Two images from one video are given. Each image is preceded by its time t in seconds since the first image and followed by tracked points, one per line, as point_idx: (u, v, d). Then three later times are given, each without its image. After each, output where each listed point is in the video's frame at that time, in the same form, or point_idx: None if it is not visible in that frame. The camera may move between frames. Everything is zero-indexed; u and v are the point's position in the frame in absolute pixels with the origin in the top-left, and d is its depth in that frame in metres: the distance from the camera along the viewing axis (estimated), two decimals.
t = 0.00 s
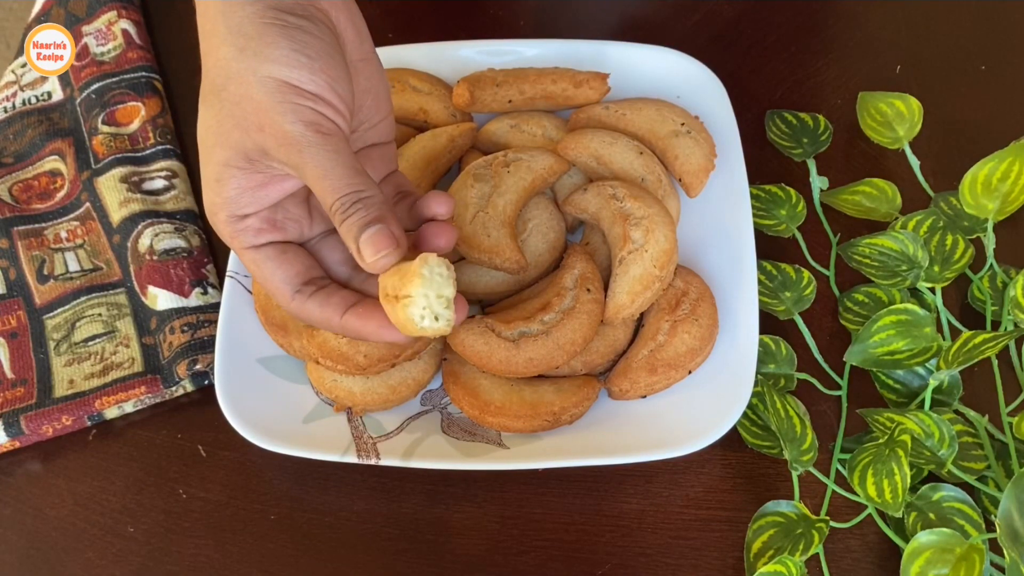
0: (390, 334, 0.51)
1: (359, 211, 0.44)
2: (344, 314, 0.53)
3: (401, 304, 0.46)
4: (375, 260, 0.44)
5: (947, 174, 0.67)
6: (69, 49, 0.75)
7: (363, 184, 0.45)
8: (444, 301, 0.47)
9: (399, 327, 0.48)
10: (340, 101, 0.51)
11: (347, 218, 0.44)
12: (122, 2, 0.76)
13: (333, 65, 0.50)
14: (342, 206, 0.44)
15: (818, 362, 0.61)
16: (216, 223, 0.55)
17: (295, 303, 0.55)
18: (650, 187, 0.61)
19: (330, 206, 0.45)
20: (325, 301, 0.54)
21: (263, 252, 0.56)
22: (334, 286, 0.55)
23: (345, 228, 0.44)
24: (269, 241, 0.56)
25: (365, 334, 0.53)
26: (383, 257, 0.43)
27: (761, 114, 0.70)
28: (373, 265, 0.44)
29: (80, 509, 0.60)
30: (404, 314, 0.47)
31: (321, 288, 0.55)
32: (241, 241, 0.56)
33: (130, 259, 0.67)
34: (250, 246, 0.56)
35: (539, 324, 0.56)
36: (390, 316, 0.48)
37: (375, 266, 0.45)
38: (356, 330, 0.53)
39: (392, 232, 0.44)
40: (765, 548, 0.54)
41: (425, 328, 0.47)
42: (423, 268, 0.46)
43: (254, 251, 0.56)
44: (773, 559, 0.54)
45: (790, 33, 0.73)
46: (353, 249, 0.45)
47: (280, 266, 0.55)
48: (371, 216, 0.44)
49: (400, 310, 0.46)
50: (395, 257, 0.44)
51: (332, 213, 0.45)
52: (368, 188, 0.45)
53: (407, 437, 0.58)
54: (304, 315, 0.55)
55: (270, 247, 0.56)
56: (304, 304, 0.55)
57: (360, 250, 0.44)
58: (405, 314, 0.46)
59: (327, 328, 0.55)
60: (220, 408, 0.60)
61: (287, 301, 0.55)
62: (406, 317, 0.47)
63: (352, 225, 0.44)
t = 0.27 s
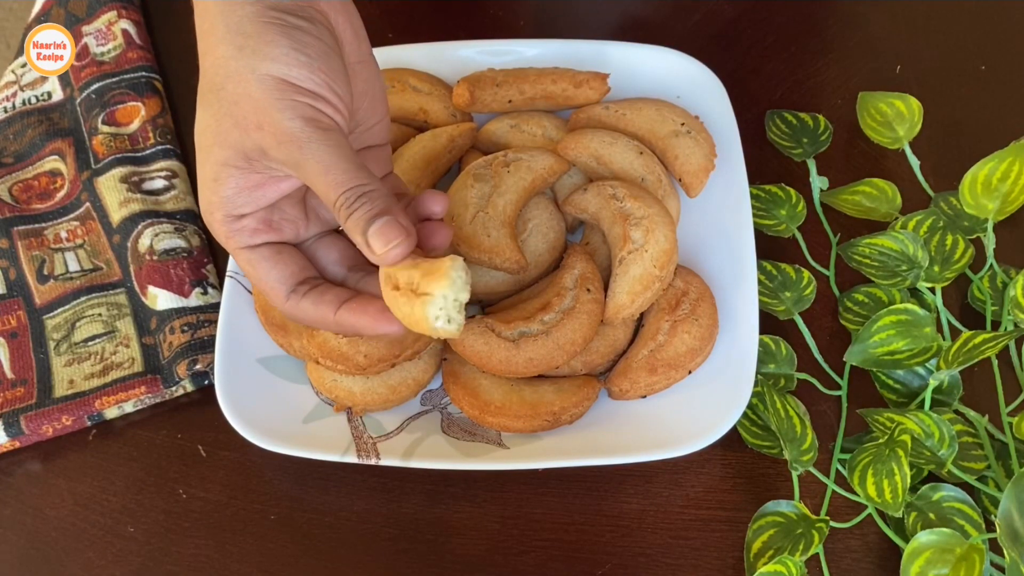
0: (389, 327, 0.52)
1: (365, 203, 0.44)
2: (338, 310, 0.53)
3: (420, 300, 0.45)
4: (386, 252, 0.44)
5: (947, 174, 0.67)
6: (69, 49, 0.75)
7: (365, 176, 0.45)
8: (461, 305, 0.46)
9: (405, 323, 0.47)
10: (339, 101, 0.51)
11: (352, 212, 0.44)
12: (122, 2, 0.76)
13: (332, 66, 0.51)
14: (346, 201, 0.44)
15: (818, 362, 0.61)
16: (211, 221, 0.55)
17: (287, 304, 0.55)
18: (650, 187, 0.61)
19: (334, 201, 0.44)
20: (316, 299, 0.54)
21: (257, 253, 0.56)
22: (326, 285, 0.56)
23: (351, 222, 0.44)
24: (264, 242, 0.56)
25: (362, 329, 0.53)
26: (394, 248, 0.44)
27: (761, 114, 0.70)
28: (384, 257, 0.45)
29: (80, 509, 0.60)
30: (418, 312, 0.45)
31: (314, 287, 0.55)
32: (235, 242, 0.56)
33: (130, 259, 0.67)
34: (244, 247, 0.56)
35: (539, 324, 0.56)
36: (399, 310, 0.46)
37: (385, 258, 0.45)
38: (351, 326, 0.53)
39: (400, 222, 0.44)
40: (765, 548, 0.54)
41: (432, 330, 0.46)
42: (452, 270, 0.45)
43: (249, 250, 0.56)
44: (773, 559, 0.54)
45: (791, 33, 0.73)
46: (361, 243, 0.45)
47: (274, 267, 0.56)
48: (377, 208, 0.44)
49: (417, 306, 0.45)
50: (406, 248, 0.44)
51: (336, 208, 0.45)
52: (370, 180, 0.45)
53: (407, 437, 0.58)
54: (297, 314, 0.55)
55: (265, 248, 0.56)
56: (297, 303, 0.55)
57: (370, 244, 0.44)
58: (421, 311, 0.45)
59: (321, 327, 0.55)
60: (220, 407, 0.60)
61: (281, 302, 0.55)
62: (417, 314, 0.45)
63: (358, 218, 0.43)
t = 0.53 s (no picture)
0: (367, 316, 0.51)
1: (370, 196, 0.45)
2: (317, 304, 0.53)
3: (439, 286, 0.47)
4: (398, 242, 0.45)
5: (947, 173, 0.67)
6: (69, 49, 0.75)
7: (364, 168, 0.46)
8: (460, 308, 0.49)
9: (403, 304, 0.48)
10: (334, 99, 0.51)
11: (358, 206, 0.45)
12: (122, 2, 0.76)
13: (326, 65, 0.51)
14: (351, 194, 0.45)
15: (818, 362, 0.61)
16: (200, 216, 0.56)
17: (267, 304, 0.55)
18: (650, 187, 0.61)
19: (337, 196, 0.45)
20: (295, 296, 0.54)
21: (239, 250, 0.57)
22: (306, 284, 0.56)
23: (358, 216, 0.45)
24: (251, 240, 0.57)
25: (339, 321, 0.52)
26: (406, 238, 0.45)
27: (761, 114, 0.70)
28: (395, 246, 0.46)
29: (80, 509, 0.60)
30: (431, 296, 0.47)
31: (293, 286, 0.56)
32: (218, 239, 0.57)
33: (130, 260, 0.67)
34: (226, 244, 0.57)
35: (539, 324, 0.56)
36: (407, 289, 0.48)
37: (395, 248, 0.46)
38: (329, 320, 0.52)
39: (407, 211, 0.45)
40: (765, 548, 0.54)
41: (431, 318, 0.48)
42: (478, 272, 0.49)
43: (234, 247, 0.56)
44: (773, 559, 0.54)
45: (791, 33, 0.73)
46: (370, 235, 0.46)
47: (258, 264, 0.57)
48: (382, 199, 0.45)
49: (436, 290, 0.47)
50: (415, 237, 0.46)
51: (340, 203, 0.45)
52: (370, 172, 0.46)
53: (407, 437, 0.58)
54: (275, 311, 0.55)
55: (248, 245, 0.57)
56: (277, 301, 0.55)
57: (381, 236, 0.45)
58: (438, 296, 0.47)
59: (301, 325, 0.55)
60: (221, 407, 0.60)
61: (261, 301, 0.56)
62: (428, 299, 0.47)
63: (366, 211, 0.44)
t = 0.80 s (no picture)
0: (360, 309, 0.51)
1: (369, 193, 0.44)
2: (309, 300, 0.53)
3: (442, 278, 0.48)
4: (397, 238, 0.44)
5: (947, 174, 0.67)
6: (69, 49, 0.75)
7: (363, 167, 0.46)
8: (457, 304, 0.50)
9: (401, 296, 0.48)
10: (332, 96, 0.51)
11: (357, 204, 0.44)
12: (122, 2, 0.76)
13: (324, 63, 0.51)
14: (349, 191, 0.45)
15: (818, 362, 0.61)
16: (195, 212, 0.56)
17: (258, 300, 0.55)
18: (650, 187, 0.61)
19: (337, 195, 0.45)
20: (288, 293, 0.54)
21: (232, 247, 0.56)
22: (299, 281, 0.56)
23: (357, 213, 0.44)
24: (247, 237, 0.57)
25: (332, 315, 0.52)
26: (406, 234, 0.44)
27: (761, 114, 0.70)
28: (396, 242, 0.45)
29: (80, 509, 0.60)
30: (433, 289, 0.48)
31: (285, 284, 0.56)
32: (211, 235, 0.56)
33: (130, 259, 0.67)
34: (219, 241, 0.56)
35: (539, 324, 0.56)
36: (408, 280, 0.48)
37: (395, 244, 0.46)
38: (322, 314, 0.52)
39: (406, 206, 0.45)
40: (765, 548, 0.54)
41: (429, 312, 0.48)
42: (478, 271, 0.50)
43: (228, 244, 0.56)
44: (773, 559, 0.54)
45: (791, 33, 0.73)
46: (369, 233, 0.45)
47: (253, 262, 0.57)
48: (380, 196, 0.44)
49: (439, 282, 0.48)
50: (416, 233, 0.45)
51: (340, 201, 0.45)
52: (369, 170, 0.46)
53: (407, 437, 0.58)
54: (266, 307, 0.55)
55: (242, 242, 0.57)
56: (269, 297, 0.55)
57: (379, 232, 0.44)
58: (441, 289, 0.48)
59: (291, 322, 0.54)
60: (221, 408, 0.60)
61: (253, 297, 0.55)
62: (430, 291, 0.48)
63: (364, 207, 0.44)
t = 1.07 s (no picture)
0: (354, 320, 0.51)
1: (354, 196, 0.44)
2: (306, 301, 0.53)
3: (419, 289, 0.47)
4: (375, 244, 0.44)
5: (947, 174, 0.67)
6: (69, 49, 0.75)
7: (351, 170, 0.45)
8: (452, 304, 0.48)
9: (391, 314, 0.48)
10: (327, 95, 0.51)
11: (341, 205, 0.44)
12: (122, 2, 0.76)
13: (320, 61, 0.51)
14: (333, 194, 0.44)
15: (818, 362, 0.61)
16: (188, 205, 0.56)
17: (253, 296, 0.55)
18: (650, 187, 0.61)
19: (321, 195, 0.45)
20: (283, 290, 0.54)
21: (226, 241, 0.56)
22: (295, 278, 0.55)
23: (338, 216, 0.44)
24: (241, 230, 0.57)
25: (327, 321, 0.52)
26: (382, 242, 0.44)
27: (761, 114, 0.70)
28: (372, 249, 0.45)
29: (80, 509, 0.60)
30: (414, 301, 0.47)
31: (281, 280, 0.55)
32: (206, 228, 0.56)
33: (130, 260, 0.67)
34: (213, 233, 0.56)
35: (539, 323, 0.56)
36: (391, 297, 0.48)
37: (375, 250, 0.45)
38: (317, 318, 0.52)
39: (388, 214, 0.45)
40: (765, 548, 0.54)
41: (417, 323, 0.47)
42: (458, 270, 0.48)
43: (223, 237, 0.56)
44: (773, 559, 0.54)
45: (791, 33, 0.73)
46: (348, 236, 0.45)
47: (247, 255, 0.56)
48: (365, 201, 0.44)
49: (417, 295, 0.47)
50: (393, 242, 0.45)
51: (324, 202, 0.45)
52: (357, 175, 0.46)
53: (407, 437, 0.58)
54: (262, 304, 0.55)
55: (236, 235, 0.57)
56: (264, 294, 0.54)
57: (359, 236, 0.44)
58: (420, 300, 0.47)
59: (287, 320, 0.54)
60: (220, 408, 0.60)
61: (248, 292, 0.55)
62: (412, 303, 0.47)
63: (347, 210, 0.44)
